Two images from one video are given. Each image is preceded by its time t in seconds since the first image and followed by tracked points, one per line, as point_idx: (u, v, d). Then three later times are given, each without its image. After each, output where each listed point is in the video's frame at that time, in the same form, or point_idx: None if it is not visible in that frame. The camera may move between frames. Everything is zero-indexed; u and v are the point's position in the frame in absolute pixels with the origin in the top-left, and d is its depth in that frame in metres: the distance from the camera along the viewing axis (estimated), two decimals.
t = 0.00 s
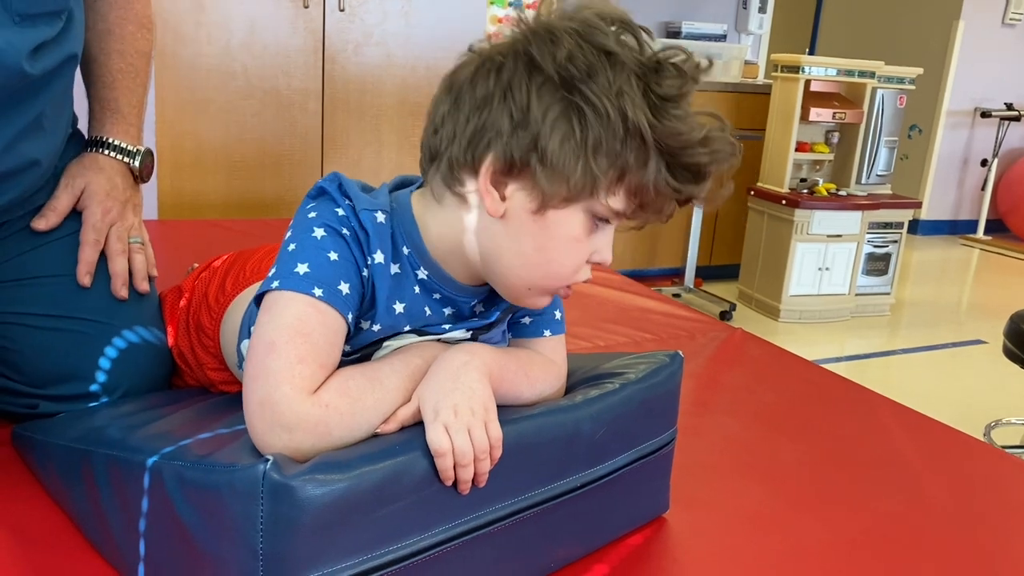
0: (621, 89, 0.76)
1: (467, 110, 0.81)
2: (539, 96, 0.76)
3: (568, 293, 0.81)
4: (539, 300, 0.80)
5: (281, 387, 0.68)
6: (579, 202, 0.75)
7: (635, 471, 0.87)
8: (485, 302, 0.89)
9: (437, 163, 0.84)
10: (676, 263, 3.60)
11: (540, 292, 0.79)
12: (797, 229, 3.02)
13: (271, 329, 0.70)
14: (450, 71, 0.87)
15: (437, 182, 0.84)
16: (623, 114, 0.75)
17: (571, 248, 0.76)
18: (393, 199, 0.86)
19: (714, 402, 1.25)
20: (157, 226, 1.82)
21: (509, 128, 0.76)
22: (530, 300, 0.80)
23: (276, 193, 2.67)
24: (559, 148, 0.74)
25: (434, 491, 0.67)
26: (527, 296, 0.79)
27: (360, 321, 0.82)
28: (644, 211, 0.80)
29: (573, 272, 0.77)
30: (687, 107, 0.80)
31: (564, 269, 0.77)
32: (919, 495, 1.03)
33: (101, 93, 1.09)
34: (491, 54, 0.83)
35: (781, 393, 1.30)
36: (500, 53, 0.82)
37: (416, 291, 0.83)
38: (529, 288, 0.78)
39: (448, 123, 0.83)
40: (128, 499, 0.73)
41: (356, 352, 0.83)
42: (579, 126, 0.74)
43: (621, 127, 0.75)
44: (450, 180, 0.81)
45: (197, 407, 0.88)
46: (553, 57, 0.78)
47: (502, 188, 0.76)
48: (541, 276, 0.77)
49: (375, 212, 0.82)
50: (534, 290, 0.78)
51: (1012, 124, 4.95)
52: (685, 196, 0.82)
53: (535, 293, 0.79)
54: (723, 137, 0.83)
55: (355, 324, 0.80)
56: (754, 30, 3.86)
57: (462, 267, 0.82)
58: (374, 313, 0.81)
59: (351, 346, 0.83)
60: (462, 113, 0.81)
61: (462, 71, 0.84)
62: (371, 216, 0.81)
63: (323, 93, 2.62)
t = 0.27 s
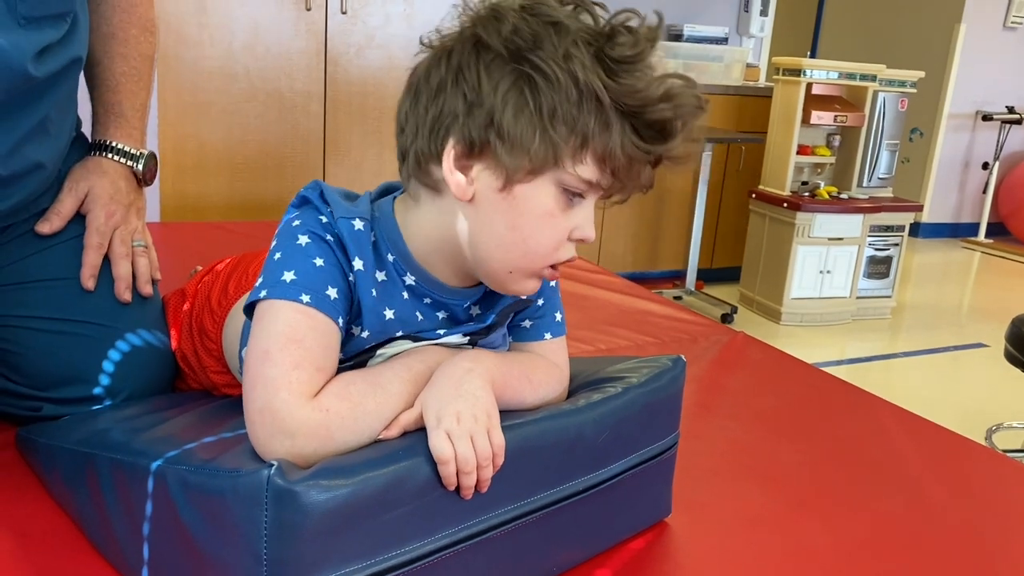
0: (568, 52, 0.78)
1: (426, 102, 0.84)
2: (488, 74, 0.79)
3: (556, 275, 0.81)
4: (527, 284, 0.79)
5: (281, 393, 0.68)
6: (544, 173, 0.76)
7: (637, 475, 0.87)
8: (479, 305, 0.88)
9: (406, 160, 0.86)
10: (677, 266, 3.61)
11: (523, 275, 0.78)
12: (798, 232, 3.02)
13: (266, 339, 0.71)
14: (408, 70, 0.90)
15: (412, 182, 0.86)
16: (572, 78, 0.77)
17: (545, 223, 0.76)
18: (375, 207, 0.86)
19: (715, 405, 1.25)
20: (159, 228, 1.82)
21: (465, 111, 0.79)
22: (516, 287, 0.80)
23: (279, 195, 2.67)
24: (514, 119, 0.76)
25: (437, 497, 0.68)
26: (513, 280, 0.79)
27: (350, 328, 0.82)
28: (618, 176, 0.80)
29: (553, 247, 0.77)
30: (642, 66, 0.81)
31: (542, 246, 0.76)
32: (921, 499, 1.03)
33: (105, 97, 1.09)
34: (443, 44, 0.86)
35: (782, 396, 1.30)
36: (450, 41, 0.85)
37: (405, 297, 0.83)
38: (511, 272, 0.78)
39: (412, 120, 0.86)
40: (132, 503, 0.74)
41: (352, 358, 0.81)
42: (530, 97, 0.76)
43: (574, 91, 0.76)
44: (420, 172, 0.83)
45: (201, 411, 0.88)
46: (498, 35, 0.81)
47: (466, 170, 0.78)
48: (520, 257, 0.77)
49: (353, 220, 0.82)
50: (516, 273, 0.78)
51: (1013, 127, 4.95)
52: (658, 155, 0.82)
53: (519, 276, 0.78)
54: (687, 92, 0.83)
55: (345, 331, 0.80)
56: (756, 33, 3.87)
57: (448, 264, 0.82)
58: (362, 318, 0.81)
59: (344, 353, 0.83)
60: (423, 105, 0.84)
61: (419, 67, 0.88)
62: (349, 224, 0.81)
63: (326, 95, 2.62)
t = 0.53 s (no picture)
0: (538, 26, 0.81)
1: (406, 97, 0.86)
2: (462, 57, 0.82)
3: (554, 254, 0.80)
4: (526, 265, 0.79)
5: (284, 393, 0.69)
6: (529, 147, 0.77)
7: (641, 476, 0.87)
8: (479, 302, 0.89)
9: (392, 156, 0.88)
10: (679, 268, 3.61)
11: (521, 257, 0.78)
12: (800, 235, 3.02)
13: (268, 339, 0.71)
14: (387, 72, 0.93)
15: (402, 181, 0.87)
16: (544, 49, 0.80)
17: (536, 197, 0.76)
18: (371, 207, 0.86)
19: (718, 407, 1.25)
20: (163, 230, 1.83)
21: (444, 96, 0.81)
22: (517, 269, 0.79)
23: (281, 197, 2.67)
24: (491, 96, 0.78)
25: (442, 498, 0.68)
26: (512, 262, 0.78)
27: (351, 325, 0.81)
28: (604, 145, 0.80)
29: (548, 222, 0.77)
30: (613, 34, 0.83)
31: (536, 222, 0.76)
32: (924, 500, 1.03)
33: (109, 99, 1.09)
34: (417, 40, 0.90)
35: (785, 398, 1.30)
36: (424, 34, 0.88)
37: (405, 295, 0.83)
38: (509, 254, 0.78)
39: (394, 118, 0.88)
40: (136, 503, 0.74)
41: (353, 357, 0.79)
42: (505, 73, 0.79)
43: (547, 62, 0.79)
44: (407, 166, 0.85)
45: (205, 412, 0.88)
46: (469, 19, 0.84)
47: (451, 156, 0.80)
48: (515, 235, 0.77)
49: (350, 217, 0.82)
50: (514, 255, 0.78)
51: (1014, 130, 4.95)
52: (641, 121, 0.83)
53: (517, 256, 0.78)
54: (660, 55, 0.85)
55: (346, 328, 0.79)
56: (757, 36, 3.87)
57: (445, 257, 0.82)
58: (362, 315, 0.80)
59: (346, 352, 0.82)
60: (403, 100, 0.87)
61: (396, 66, 0.91)
62: (345, 221, 0.81)
63: (328, 97, 2.63)
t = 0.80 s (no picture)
0: (528, 25, 0.82)
1: (401, 105, 0.87)
2: (455, 60, 0.83)
3: (555, 253, 0.81)
4: (530, 265, 0.79)
5: (285, 401, 0.69)
6: (527, 144, 0.78)
7: (642, 483, 0.87)
8: (479, 309, 0.89)
9: (387, 164, 0.89)
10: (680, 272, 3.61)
11: (524, 256, 0.78)
12: (801, 239, 3.02)
13: (269, 348, 0.71)
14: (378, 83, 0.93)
15: (398, 189, 0.87)
16: (536, 48, 0.81)
17: (538, 194, 0.77)
18: (369, 215, 0.86)
19: (719, 412, 1.25)
20: (165, 235, 1.83)
21: (439, 101, 0.82)
22: (520, 269, 0.79)
23: (282, 201, 2.68)
24: (487, 97, 0.79)
25: (443, 505, 0.68)
26: (515, 262, 0.79)
27: (351, 333, 0.81)
28: (598, 139, 0.82)
29: (550, 218, 0.77)
30: (600, 32, 0.85)
31: (538, 219, 0.77)
32: (925, 506, 1.03)
33: (112, 105, 1.10)
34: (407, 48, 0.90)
35: (785, 403, 1.31)
36: (413, 42, 0.89)
37: (404, 301, 0.83)
38: (512, 253, 0.78)
39: (389, 126, 0.88)
40: (139, 510, 0.74)
41: (354, 366, 0.81)
42: (499, 74, 0.80)
43: (541, 61, 0.80)
44: (404, 172, 0.85)
45: (207, 418, 0.88)
46: (459, 24, 0.85)
47: (451, 159, 0.80)
48: (519, 234, 0.77)
49: (349, 225, 0.82)
50: (518, 255, 0.78)
51: (1015, 134, 4.96)
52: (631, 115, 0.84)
53: (520, 255, 0.78)
54: (645, 49, 0.87)
55: (345, 335, 0.79)
56: (758, 40, 3.88)
57: (445, 263, 0.83)
58: (362, 323, 0.80)
59: (348, 360, 0.82)
60: (397, 109, 0.87)
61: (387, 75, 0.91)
62: (344, 229, 0.81)
63: (329, 101, 2.63)
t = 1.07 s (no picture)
0: (524, 33, 0.83)
1: (399, 114, 0.87)
2: (452, 69, 0.83)
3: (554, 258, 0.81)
4: (529, 271, 0.80)
5: (284, 412, 0.69)
6: (525, 150, 0.78)
7: (642, 490, 0.87)
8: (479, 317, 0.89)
9: (385, 172, 0.89)
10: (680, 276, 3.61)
11: (524, 261, 0.79)
12: (801, 243, 3.03)
13: (268, 359, 0.71)
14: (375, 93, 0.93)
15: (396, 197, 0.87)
16: (531, 55, 0.81)
17: (536, 200, 0.77)
18: (368, 224, 0.87)
19: (719, 418, 1.25)
20: (165, 241, 1.83)
21: (437, 110, 0.82)
22: (520, 275, 0.80)
23: (282, 206, 2.68)
24: (484, 105, 0.79)
25: (443, 515, 0.68)
26: (515, 268, 0.79)
27: (348, 344, 0.81)
28: (596, 144, 0.82)
29: (549, 223, 0.78)
30: (595, 38, 0.86)
31: (537, 225, 0.77)
32: (925, 513, 1.03)
33: (112, 113, 1.10)
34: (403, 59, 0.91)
35: (785, 409, 1.31)
36: (410, 53, 0.89)
37: (403, 311, 0.83)
38: (512, 259, 0.78)
39: (387, 136, 0.89)
40: (139, 519, 0.74)
41: (351, 376, 0.80)
42: (496, 82, 0.80)
43: (536, 68, 0.80)
44: (402, 180, 0.85)
45: (208, 426, 0.88)
46: (454, 33, 0.85)
47: (449, 167, 0.80)
48: (518, 240, 0.77)
49: (346, 237, 0.82)
50: (517, 260, 0.78)
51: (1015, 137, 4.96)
52: (628, 119, 0.85)
53: (519, 261, 0.79)
54: (640, 54, 0.87)
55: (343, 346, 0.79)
56: (757, 44, 3.88)
57: (444, 272, 0.83)
58: (359, 333, 0.80)
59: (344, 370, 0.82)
60: (395, 119, 0.88)
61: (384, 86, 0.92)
62: (342, 241, 0.82)
63: (329, 107, 2.64)
